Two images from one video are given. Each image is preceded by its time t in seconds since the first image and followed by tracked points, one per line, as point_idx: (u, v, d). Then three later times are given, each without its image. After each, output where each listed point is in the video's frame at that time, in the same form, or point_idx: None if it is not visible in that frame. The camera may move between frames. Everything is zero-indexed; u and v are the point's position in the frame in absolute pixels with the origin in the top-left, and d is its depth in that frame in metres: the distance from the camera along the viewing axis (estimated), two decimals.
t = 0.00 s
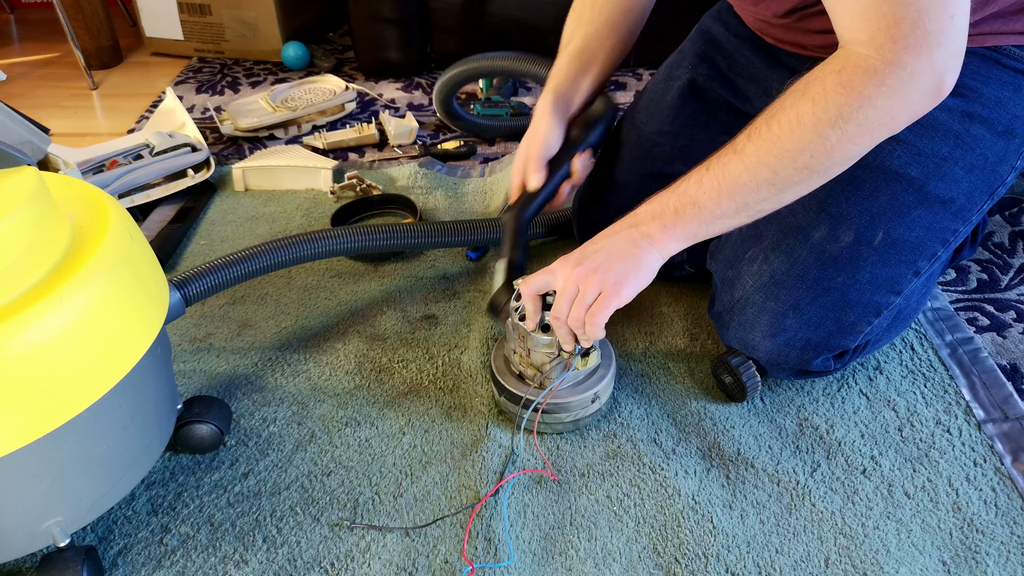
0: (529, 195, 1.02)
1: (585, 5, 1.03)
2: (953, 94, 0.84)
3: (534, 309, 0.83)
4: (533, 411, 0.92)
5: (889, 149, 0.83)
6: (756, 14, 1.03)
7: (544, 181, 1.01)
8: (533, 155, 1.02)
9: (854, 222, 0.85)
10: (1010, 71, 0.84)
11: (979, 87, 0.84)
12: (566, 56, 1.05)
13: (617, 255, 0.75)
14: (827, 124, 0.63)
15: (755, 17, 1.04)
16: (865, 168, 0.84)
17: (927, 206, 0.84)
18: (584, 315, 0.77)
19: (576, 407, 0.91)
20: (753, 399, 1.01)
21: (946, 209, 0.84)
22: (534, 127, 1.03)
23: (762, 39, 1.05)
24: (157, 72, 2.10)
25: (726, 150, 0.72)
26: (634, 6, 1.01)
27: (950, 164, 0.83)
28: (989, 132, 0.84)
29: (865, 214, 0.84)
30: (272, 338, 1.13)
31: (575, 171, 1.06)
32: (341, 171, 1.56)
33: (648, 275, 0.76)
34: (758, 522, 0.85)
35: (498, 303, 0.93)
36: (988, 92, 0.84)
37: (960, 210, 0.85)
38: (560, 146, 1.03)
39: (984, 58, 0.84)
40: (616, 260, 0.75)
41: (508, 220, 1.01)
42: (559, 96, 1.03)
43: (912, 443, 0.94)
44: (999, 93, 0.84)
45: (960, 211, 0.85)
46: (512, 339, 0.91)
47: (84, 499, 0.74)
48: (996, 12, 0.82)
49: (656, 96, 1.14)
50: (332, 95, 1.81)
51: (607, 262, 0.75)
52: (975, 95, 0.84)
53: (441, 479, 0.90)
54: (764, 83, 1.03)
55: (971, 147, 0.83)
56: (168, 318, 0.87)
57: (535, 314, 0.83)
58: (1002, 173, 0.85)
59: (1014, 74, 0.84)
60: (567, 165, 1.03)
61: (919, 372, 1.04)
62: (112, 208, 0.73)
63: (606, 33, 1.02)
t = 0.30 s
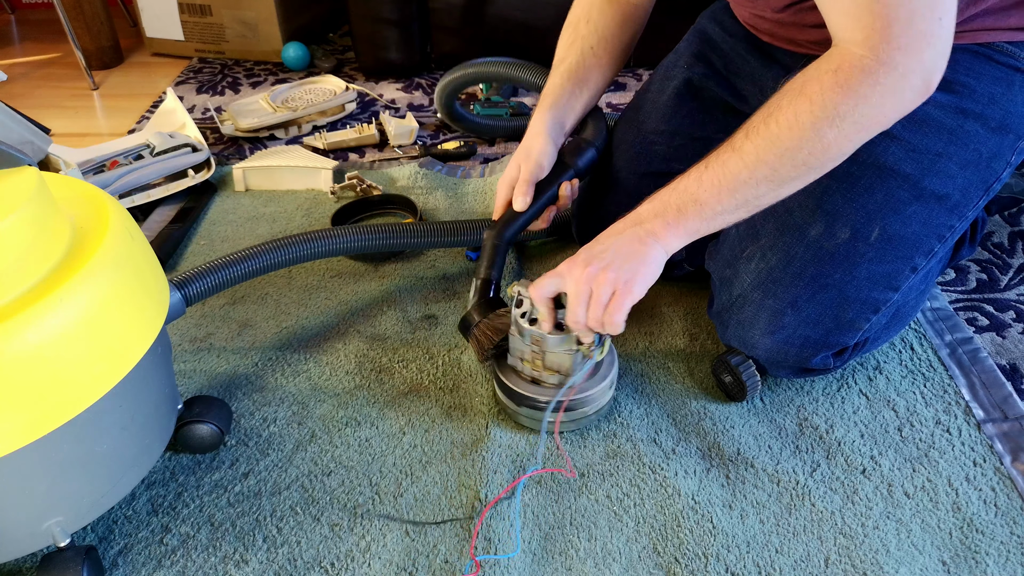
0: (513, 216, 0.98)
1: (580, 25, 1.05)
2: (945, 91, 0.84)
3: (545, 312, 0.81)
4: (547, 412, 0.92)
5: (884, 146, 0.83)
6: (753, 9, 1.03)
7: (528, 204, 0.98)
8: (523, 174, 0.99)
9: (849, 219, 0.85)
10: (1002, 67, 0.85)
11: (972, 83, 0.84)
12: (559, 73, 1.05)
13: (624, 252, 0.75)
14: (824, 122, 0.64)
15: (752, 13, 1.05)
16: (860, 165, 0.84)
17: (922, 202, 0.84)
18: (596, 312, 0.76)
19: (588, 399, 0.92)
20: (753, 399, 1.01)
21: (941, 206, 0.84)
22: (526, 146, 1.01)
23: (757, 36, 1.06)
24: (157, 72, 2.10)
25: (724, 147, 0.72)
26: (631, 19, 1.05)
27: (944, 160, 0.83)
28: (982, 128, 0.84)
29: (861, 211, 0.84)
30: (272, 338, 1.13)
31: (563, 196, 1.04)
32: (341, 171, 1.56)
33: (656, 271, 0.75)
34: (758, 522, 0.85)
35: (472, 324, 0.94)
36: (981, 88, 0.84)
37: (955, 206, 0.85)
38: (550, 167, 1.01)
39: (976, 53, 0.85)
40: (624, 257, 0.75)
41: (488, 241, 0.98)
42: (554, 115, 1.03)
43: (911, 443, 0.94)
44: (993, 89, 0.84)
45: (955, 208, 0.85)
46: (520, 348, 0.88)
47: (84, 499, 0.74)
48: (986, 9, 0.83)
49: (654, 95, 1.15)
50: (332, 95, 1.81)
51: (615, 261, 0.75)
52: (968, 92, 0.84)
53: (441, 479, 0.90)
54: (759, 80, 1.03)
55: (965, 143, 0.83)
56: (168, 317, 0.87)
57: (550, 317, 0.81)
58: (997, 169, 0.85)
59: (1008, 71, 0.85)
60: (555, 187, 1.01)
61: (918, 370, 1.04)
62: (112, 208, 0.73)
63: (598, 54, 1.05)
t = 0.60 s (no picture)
0: (504, 231, 0.97)
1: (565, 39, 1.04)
2: (948, 91, 0.84)
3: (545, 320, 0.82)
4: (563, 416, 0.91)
5: (886, 146, 0.84)
6: (751, 7, 1.03)
7: (520, 218, 0.97)
8: (511, 190, 0.98)
9: (852, 219, 0.85)
10: (1006, 67, 0.84)
11: (975, 83, 0.84)
12: (546, 87, 1.03)
13: (616, 248, 0.75)
14: (812, 111, 0.67)
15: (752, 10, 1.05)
16: (862, 165, 0.84)
17: (924, 203, 0.84)
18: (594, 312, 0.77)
19: (602, 398, 0.92)
20: (753, 399, 1.01)
21: (943, 206, 0.84)
22: (513, 162, 1.00)
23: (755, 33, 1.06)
24: (157, 72, 2.10)
25: (710, 133, 0.73)
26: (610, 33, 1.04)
27: (946, 161, 0.83)
28: (984, 128, 0.84)
29: (863, 211, 0.84)
30: (272, 338, 1.13)
31: (553, 209, 1.03)
32: (341, 171, 1.56)
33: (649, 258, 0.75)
34: (758, 522, 0.85)
35: (466, 339, 0.92)
36: (984, 88, 0.84)
37: (957, 207, 0.85)
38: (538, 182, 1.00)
39: (980, 53, 0.85)
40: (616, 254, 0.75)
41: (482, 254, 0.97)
42: (541, 129, 1.01)
43: (912, 443, 0.94)
44: (995, 89, 0.84)
45: (957, 208, 0.85)
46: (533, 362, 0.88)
47: (84, 498, 0.74)
48: (989, 8, 0.83)
49: (656, 95, 1.14)
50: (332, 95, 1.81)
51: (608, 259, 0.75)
52: (971, 92, 0.84)
53: (441, 479, 0.90)
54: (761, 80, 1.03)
55: (967, 144, 0.83)
56: (168, 317, 0.87)
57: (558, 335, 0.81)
58: (999, 169, 0.85)
59: (1011, 71, 0.84)
60: (544, 201, 0.99)
61: (918, 371, 1.04)
62: (112, 208, 0.73)
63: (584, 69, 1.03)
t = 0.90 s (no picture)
0: (515, 215, 0.96)
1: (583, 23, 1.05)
2: (954, 95, 0.84)
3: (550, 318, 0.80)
4: (571, 415, 0.91)
5: (889, 150, 0.84)
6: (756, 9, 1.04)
7: (533, 204, 0.97)
8: (528, 172, 0.98)
9: (854, 224, 0.85)
10: (1012, 72, 0.84)
11: (981, 88, 0.84)
12: (562, 73, 1.04)
13: (631, 249, 0.74)
14: (811, 108, 0.67)
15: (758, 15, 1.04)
16: (865, 169, 0.85)
17: (927, 207, 0.84)
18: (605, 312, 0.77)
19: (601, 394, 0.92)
20: (753, 399, 1.01)
21: (946, 210, 0.84)
22: (531, 143, 1.01)
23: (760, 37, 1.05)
24: (157, 72, 2.10)
25: (713, 129, 0.72)
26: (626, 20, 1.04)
27: (950, 166, 0.83)
28: (988, 133, 0.84)
29: (866, 216, 0.84)
30: (272, 338, 1.13)
31: (568, 197, 1.04)
32: (341, 171, 1.56)
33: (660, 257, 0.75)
34: (758, 522, 0.85)
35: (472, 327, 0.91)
36: (989, 93, 0.84)
37: (960, 211, 0.85)
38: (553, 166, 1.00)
39: (986, 58, 0.85)
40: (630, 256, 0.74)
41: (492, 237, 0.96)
42: (560, 113, 1.02)
43: (912, 443, 0.94)
44: (1000, 94, 0.84)
45: (960, 213, 0.85)
46: (545, 368, 0.87)
47: (84, 498, 0.74)
48: (995, 11, 0.83)
49: (658, 98, 1.14)
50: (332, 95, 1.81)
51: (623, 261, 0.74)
52: (976, 96, 0.84)
53: (441, 480, 0.90)
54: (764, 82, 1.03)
55: (971, 149, 0.83)
56: (168, 318, 0.87)
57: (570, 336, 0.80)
58: (1002, 174, 0.85)
59: (1016, 76, 0.84)
60: (562, 185, 1.00)
61: (919, 372, 1.04)
62: (112, 208, 0.73)
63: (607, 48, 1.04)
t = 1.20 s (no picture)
0: (527, 172, 0.97)
1: None
2: (958, 97, 0.84)
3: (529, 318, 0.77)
4: (570, 415, 0.91)
5: (892, 150, 0.83)
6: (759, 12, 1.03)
7: (548, 161, 0.97)
8: (541, 133, 0.98)
9: (856, 223, 0.85)
10: (1014, 75, 0.85)
11: (984, 89, 0.84)
12: (573, 40, 1.05)
13: (639, 274, 0.74)
14: (836, 125, 0.67)
15: (760, 16, 1.03)
16: (869, 169, 0.84)
17: (929, 208, 0.84)
18: (593, 336, 0.77)
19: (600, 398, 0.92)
20: (753, 399, 1.01)
21: (947, 211, 0.84)
22: (544, 104, 1.01)
23: (762, 39, 1.05)
24: (157, 72, 2.10)
25: (733, 150, 0.72)
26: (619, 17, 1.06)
27: (952, 167, 0.83)
28: (991, 134, 0.84)
29: (867, 216, 0.84)
30: (272, 338, 1.13)
31: (575, 161, 1.05)
32: (341, 171, 1.56)
33: (656, 292, 0.76)
34: (758, 522, 0.85)
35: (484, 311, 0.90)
36: (992, 94, 0.84)
37: (962, 211, 0.85)
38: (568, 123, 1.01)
39: (989, 60, 0.85)
40: (636, 280, 0.74)
41: (505, 193, 0.94)
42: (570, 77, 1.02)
43: (912, 443, 0.94)
44: (1003, 96, 0.84)
45: (961, 214, 0.85)
46: (546, 371, 0.87)
47: (84, 499, 0.74)
48: (998, 14, 0.83)
49: (659, 97, 1.14)
50: (332, 95, 1.81)
51: (627, 284, 0.74)
52: (979, 98, 0.84)
53: (441, 479, 0.90)
54: (766, 83, 1.03)
55: (973, 150, 0.83)
56: (169, 318, 0.87)
57: (544, 346, 0.77)
58: (1004, 176, 0.85)
59: (1018, 77, 0.85)
60: (572, 146, 1.01)
61: (919, 371, 1.04)
62: (112, 208, 0.73)
63: (611, 27, 1.06)
